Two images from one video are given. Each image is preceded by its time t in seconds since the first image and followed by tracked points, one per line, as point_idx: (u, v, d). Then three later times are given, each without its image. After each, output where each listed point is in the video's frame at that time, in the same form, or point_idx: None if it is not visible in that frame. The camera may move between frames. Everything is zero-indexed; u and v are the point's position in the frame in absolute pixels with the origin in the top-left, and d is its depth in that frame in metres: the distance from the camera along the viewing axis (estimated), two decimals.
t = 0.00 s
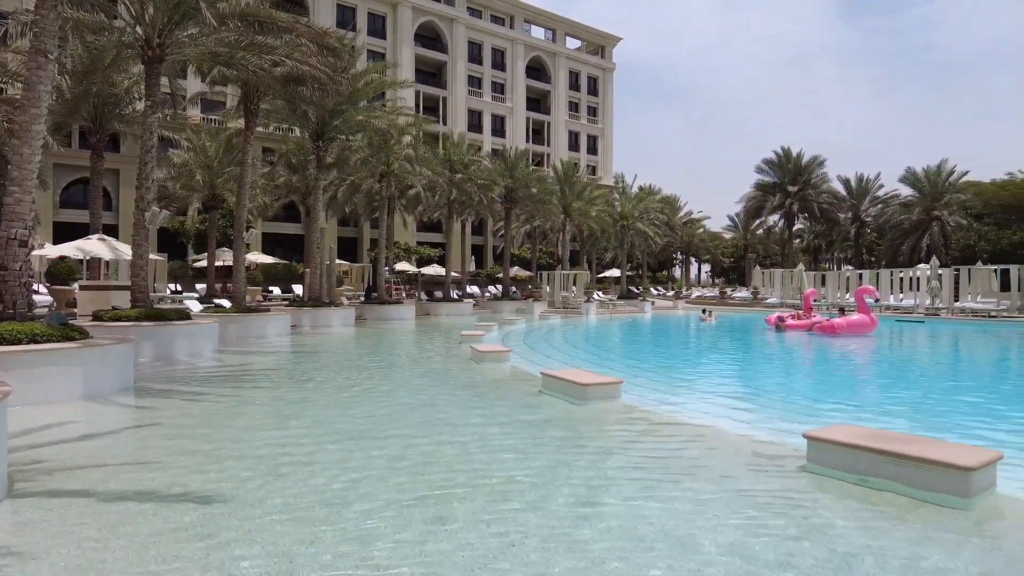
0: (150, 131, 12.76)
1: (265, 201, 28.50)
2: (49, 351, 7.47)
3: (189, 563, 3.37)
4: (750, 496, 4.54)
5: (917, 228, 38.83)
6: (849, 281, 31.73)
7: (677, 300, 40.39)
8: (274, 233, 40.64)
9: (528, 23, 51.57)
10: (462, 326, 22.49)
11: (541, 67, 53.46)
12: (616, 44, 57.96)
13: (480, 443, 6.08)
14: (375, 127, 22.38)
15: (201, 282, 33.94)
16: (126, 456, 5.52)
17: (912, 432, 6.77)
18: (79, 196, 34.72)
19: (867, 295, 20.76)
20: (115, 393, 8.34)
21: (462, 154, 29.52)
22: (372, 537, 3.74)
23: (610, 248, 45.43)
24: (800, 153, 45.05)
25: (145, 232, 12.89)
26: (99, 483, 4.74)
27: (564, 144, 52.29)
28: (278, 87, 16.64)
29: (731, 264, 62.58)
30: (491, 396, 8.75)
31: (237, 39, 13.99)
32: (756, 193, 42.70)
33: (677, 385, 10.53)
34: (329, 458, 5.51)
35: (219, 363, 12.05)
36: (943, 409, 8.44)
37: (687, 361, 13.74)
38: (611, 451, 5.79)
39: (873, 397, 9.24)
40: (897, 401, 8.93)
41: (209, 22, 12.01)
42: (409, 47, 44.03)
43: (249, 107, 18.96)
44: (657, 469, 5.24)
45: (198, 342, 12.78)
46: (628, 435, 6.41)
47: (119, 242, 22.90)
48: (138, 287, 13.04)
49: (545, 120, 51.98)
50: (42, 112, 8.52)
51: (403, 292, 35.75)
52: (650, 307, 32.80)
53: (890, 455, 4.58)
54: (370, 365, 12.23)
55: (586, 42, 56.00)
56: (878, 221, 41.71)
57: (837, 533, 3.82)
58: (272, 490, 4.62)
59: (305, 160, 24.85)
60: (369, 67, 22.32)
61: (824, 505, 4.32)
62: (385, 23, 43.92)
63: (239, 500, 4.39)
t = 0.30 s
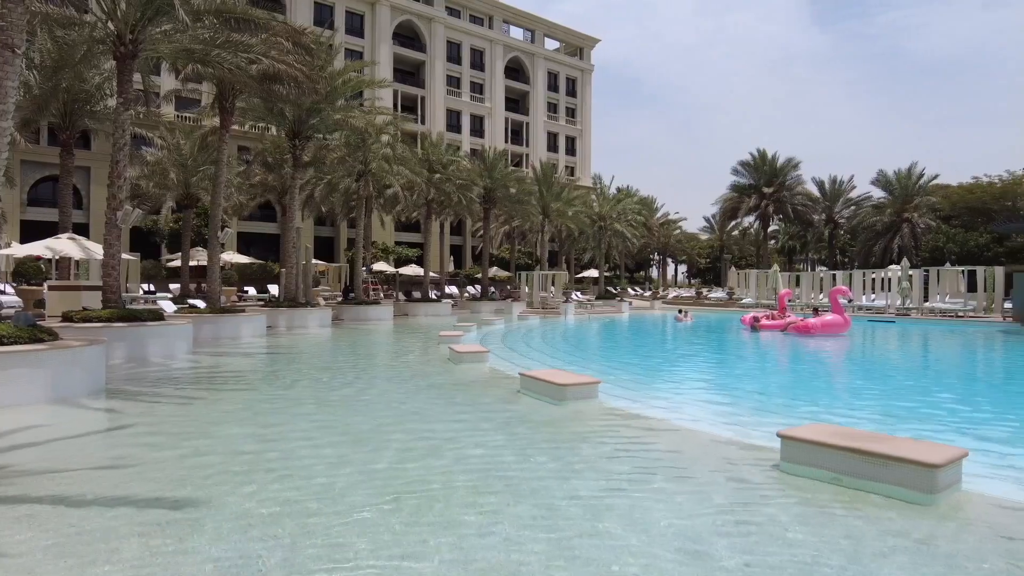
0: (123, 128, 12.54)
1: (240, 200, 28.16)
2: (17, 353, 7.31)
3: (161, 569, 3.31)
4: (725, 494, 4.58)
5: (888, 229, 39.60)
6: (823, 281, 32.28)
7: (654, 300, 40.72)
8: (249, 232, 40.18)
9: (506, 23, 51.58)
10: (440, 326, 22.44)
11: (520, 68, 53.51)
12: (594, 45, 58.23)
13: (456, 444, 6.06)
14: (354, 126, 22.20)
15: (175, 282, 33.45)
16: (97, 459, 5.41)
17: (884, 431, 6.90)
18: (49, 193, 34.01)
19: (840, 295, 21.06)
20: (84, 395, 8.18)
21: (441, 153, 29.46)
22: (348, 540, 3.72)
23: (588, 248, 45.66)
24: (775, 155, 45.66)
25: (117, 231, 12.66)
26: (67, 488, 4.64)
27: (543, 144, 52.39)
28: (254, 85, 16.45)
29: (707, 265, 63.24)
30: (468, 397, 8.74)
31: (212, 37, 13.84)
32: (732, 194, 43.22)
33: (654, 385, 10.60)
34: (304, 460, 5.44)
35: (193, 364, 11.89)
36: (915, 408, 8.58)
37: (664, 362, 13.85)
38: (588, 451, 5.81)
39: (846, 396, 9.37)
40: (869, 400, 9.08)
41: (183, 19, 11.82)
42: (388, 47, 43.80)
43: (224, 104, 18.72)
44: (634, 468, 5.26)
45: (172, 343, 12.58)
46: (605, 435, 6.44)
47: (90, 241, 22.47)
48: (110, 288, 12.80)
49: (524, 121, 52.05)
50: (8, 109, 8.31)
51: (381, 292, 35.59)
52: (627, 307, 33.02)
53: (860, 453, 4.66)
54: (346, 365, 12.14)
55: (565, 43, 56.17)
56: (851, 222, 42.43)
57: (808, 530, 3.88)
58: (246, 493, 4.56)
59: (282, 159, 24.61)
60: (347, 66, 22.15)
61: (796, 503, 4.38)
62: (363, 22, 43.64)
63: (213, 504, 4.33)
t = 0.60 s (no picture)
0: (80, 124, 12.20)
1: (203, 198, 27.62)
2: None
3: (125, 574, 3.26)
4: (690, 491, 4.68)
5: (848, 231, 40.59)
6: (785, 281, 32.99)
7: (621, 301, 41.10)
8: (212, 231, 39.42)
9: (475, 23, 51.51)
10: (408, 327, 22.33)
11: (488, 68, 53.50)
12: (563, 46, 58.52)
13: (424, 444, 6.06)
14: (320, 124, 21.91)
15: (134, 282, 32.64)
16: (54, 465, 5.27)
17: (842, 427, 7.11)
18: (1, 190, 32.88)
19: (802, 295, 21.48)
20: (39, 399, 7.95)
21: (408, 152, 29.30)
22: (316, 542, 3.71)
23: (556, 248, 45.86)
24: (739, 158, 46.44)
25: (73, 230, 12.31)
26: (23, 495, 4.51)
27: (511, 145, 52.45)
28: (218, 81, 16.14)
29: (673, 265, 64.06)
30: (436, 398, 8.73)
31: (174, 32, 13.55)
32: (697, 196, 43.87)
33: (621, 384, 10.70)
34: (270, 463, 5.39)
35: (153, 366, 11.62)
36: (873, 406, 8.82)
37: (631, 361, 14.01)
38: (555, 450, 5.86)
39: (808, 395, 9.58)
40: (829, 398, 9.30)
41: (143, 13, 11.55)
42: (355, 44, 43.37)
43: (186, 101, 18.31)
44: (601, 467, 5.33)
45: (131, 345, 12.29)
46: (572, 435, 6.50)
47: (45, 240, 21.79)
48: (66, 288, 12.43)
49: (493, 121, 52.05)
50: None
51: (348, 292, 35.24)
52: (595, 307, 33.27)
53: (819, 450, 4.80)
54: (312, 367, 12.01)
55: (533, 44, 56.33)
56: (812, 224, 43.42)
57: (767, 526, 3.99)
58: (211, 496, 4.50)
59: (246, 158, 24.16)
60: (313, 64, 21.88)
61: (758, 499, 4.49)
62: (330, 19, 43.14)
63: (175, 508, 4.26)
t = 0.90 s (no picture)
0: (17, 116, 11.67)
1: (150, 195, 26.75)
2: None
3: None
4: (642, 488, 4.78)
5: (797, 233, 41.83)
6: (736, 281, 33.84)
7: (578, 301, 41.48)
8: (160, 229, 38.22)
9: (432, 21, 51.22)
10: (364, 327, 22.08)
11: (446, 66, 53.29)
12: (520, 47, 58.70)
13: (380, 445, 6.03)
14: (274, 121, 21.46)
15: (75, 282, 31.38)
16: None
17: (788, 422, 7.37)
18: None
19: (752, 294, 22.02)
20: None
21: (364, 150, 28.98)
22: (271, 544, 3.66)
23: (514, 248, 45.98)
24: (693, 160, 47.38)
25: (10, 227, 11.77)
26: None
27: (469, 144, 52.34)
28: (166, 75, 15.66)
29: (629, 265, 64.95)
30: (393, 398, 8.68)
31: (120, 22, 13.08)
32: (651, 197, 44.59)
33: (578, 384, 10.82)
34: (221, 466, 5.28)
35: (96, 369, 11.22)
36: (819, 401, 9.14)
37: (587, 360, 14.18)
38: (511, 450, 5.90)
39: (758, 392, 9.86)
40: (778, 395, 9.59)
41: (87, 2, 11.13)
42: (309, 40, 42.63)
43: (132, 94, 17.70)
44: (556, 465, 5.39)
45: (73, 347, 11.82)
46: (529, 434, 6.55)
47: None
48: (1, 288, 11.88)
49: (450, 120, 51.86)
50: None
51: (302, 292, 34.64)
52: (552, 307, 33.50)
53: (767, 445, 4.96)
54: (265, 368, 11.78)
55: (491, 44, 56.34)
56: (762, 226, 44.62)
57: (716, 519, 4.11)
58: (160, 501, 4.39)
59: (196, 154, 23.54)
60: (267, 59, 21.44)
61: (707, 494, 4.62)
62: (283, 14, 42.30)
63: (121, 513, 4.15)
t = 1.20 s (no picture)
0: None
1: (76, 190, 25.53)
2: None
3: None
4: (582, 484, 4.89)
5: (735, 234, 43.13)
6: (676, 281, 34.73)
7: (523, 301, 41.69)
8: (87, 226, 36.48)
9: (377, 17, 50.59)
10: (305, 327, 21.64)
11: (390, 63, 52.69)
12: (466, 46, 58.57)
13: (320, 447, 5.96)
14: (211, 115, 20.79)
15: None
16: None
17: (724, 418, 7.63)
18: None
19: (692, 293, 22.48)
20: None
21: (305, 147, 28.40)
22: (204, 549, 3.60)
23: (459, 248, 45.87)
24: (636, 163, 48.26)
25: None
26: None
27: (414, 142, 51.89)
28: (94, 64, 14.93)
29: (573, 265, 65.69)
30: (334, 399, 8.57)
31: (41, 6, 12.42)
32: (595, 199, 45.26)
33: (523, 382, 10.92)
34: (152, 472, 5.12)
35: (15, 373, 10.64)
36: (754, 397, 9.50)
37: (532, 359, 14.32)
38: (454, 448, 5.93)
39: (697, 388, 10.16)
40: (716, 391, 9.91)
41: None
42: (248, 32, 41.44)
43: (56, 83, 16.82)
44: (496, 463, 5.45)
45: None
46: (471, 432, 6.59)
47: None
48: None
49: (394, 118, 51.31)
50: None
51: (240, 291, 33.67)
52: (498, 307, 33.57)
53: (704, 438, 5.15)
54: (199, 370, 11.43)
55: (436, 42, 55.99)
56: (701, 228, 45.88)
57: (651, 512, 4.24)
58: (86, 509, 4.24)
59: (127, 148, 22.58)
60: (204, 51, 20.77)
61: (645, 488, 4.76)
62: (220, 4, 41.00)
63: (45, 522, 3.99)
